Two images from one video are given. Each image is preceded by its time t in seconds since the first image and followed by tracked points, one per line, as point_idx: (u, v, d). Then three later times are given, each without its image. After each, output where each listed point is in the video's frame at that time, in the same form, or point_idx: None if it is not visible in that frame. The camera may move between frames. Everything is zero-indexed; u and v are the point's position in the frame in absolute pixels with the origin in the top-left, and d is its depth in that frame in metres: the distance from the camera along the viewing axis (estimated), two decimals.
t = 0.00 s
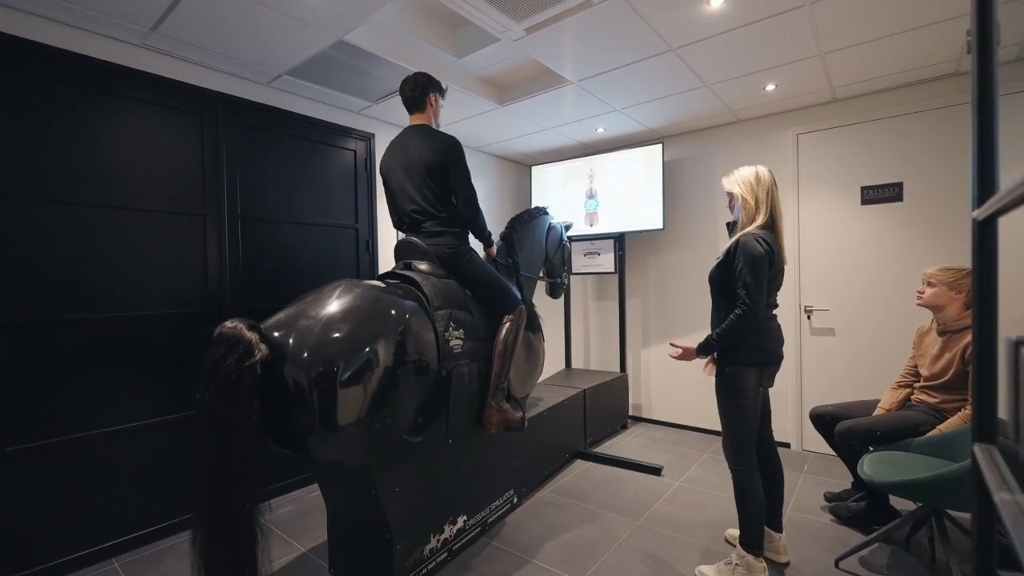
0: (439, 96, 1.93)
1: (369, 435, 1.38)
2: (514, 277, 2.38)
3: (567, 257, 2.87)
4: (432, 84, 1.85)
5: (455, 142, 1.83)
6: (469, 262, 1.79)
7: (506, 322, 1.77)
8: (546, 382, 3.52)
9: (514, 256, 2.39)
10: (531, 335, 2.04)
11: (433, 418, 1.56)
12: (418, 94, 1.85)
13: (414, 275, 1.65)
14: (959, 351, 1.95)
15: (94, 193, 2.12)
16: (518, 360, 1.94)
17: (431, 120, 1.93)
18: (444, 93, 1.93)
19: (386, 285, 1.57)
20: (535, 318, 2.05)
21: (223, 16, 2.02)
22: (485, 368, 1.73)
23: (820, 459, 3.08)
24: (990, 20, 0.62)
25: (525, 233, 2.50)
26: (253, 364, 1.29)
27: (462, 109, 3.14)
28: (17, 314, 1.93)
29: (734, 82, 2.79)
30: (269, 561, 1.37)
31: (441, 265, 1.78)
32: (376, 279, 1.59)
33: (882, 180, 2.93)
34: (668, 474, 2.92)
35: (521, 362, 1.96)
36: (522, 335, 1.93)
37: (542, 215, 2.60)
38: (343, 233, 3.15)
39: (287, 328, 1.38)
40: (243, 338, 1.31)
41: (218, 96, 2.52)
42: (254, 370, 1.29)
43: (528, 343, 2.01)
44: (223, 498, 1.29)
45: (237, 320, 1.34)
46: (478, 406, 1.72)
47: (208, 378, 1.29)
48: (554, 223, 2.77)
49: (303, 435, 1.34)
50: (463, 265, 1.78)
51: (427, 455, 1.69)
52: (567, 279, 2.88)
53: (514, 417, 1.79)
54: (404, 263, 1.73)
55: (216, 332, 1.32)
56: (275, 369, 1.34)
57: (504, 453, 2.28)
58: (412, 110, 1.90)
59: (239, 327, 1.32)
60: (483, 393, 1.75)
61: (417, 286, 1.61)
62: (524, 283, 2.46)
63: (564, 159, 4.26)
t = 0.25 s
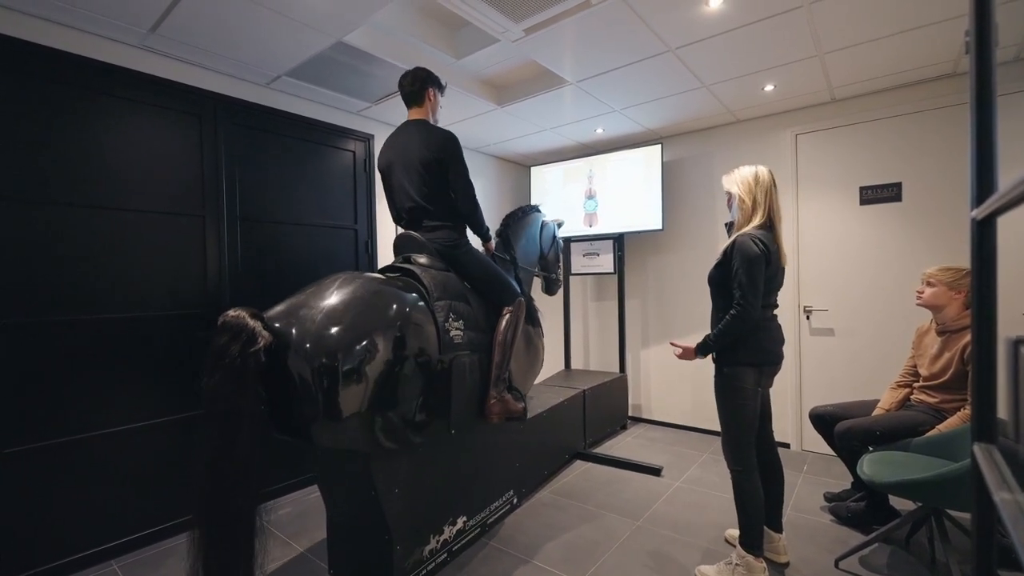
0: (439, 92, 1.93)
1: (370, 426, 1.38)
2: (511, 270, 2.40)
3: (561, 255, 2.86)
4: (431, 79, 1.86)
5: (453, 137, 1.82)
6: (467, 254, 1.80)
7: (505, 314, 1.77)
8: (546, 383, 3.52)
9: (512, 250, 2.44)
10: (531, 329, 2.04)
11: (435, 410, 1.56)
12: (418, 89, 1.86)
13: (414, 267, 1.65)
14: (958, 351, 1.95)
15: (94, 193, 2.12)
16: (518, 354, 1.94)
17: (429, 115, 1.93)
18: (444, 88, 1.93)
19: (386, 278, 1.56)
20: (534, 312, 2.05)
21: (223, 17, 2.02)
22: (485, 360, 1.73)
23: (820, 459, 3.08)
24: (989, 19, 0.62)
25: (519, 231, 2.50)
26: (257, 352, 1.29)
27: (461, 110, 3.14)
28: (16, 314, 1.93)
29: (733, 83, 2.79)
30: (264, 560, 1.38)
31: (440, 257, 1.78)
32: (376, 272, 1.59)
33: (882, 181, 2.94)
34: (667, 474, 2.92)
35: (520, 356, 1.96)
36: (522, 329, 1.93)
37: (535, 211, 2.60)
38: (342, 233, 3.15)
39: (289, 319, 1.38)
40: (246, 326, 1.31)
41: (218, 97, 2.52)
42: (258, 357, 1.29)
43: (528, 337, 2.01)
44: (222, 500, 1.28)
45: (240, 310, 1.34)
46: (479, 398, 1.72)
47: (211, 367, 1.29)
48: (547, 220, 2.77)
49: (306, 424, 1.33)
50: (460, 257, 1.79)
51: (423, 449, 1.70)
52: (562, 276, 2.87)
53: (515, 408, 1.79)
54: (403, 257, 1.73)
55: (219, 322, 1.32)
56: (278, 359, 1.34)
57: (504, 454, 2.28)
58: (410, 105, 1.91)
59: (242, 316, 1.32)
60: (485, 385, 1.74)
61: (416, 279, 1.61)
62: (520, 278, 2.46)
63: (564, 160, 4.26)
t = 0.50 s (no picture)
0: (436, 104, 1.93)
1: (364, 444, 1.38)
2: (506, 279, 2.35)
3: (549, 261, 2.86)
4: (427, 92, 1.87)
5: (452, 153, 1.84)
6: (458, 266, 1.80)
7: (499, 326, 1.77)
8: (546, 383, 3.52)
9: (505, 257, 2.39)
10: (526, 337, 2.04)
11: (430, 424, 1.55)
12: (414, 102, 1.86)
13: (405, 283, 1.64)
14: (958, 351, 1.95)
15: (94, 193, 2.12)
16: (513, 363, 1.94)
17: (426, 128, 1.93)
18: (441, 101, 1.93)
19: (377, 294, 1.56)
20: (529, 319, 2.05)
21: (223, 17, 2.02)
22: (480, 373, 1.73)
23: (820, 459, 3.08)
24: (989, 19, 0.62)
25: (508, 238, 2.51)
26: (245, 376, 1.28)
27: (461, 111, 3.14)
28: (16, 314, 1.93)
29: (733, 83, 2.79)
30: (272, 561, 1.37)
31: (431, 271, 1.78)
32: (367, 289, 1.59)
33: (883, 181, 2.93)
34: (667, 474, 2.92)
35: (517, 363, 1.95)
36: (517, 338, 1.93)
37: (521, 218, 2.60)
38: (342, 233, 3.15)
39: (278, 339, 1.37)
40: (233, 350, 1.30)
41: (218, 97, 2.52)
42: (245, 381, 1.28)
43: (524, 345, 2.01)
44: (222, 500, 1.29)
45: (226, 333, 1.33)
46: (474, 412, 1.71)
47: (201, 390, 1.29)
48: (536, 227, 2.77)
49: (297, 445, 1.32)
50: (451, 269, 1.78)
51: (421, 465, 1.68)
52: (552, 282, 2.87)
53: (512, 419, 1.79)
54: (394, 272, 1.73)
55: (206, 345, 1.31)
56: (267, 381, 1.33)
57: (504, 455, 2.27)
58: (407, 118, 1.90)
59: (228, 339, 1.32)
60: (480, 398, 1.74)
61: (408, 294, 1.60)
62: (514, 286, 2.41)
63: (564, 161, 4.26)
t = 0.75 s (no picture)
0: (433, 101, 1.93)
1: (366, 440, 1.38)
2: (507, 277, 2.34)
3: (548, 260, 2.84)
4: (424, 90, 1.87)
5: (449, 149, 1.83)
6: (460, 264, 1.79)
7: (500, 323, 1.77)
8: (546, 383, 3.51)
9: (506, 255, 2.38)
10: (528, 335, 2.04)
11: (431, 422, 1.56)
12: (410, 100, 1.86)
13: (407, 280, 1.64)
14: (959, 352, 1.95)
15: (94, 193, 2.12)
16: (514, 362, 1.94)
17: (423, 127, 1.93)
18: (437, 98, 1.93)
19: (379, 291, 1.56)
20: (530, 318, 2.05)
21: (224, 18, 2.02)
22: (481, 371, 1.73)
23: (820, 460, 3.08)
24: (989, 21, 0.62)
25: (507, 238, 2.51)
26: (247, 371, 1.29)
27: (462, 111, 3.14)
28: (16, 314, 1.93)
29: (734, 84, 2.79)
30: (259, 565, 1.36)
31: (433, 268, 1.78)
32: (369, 285, 1.59)
33: (883, 183, 2.93)
34: (667, 475, 2.92)
35: (518, 361, 1.95)
36: (518, 336, 1.93)
37: (519, 219, 2.61)
38: (342, 233, 3.15)
39: (280, 336, 1.38)
40: (236, 345, 1.31)
41: (219, 98, 2.53)
42: (248, 377, 1.29)
43: (525, 344, 2.01)
44: (222, 500, 1.29)
45: (229, 329, 1.34)
46: (475, 409, 1.71)
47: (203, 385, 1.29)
48: (534, 227, 2.77)
49: (299, 440, 1.33)
50: (452, 267, 1.77)
51: (420, 460, 1.68)
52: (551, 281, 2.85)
53: (513, 417, 1.80)
54: (397, 269, 1.73)
55: (209, 341, 1.32)
56: (270, 377, 1.34)
57: (504, 455, 2.28)
58: (404, 117, 1.90)
59: (231, 335, 1.32)
60: (481, 395, 1.74)
61: (410, 291, 1.60)
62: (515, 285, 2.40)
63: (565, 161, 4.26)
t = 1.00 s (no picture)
0: (433, 92, 1.93)
1: (370, 427, 1.37)
2: (514, 270, 2.40)
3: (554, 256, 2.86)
4: (425, 80, 1.87)
5: (453, 140, 1.84)
6: (468, 254, 1.80)
7: (506, 315, 1.77)
8: (546, 383, 3.51)
9: (513, 248, 2.45)
10: (532, 329, 2.03)
11: (435, 411, 1.55)
12: (411, 90, 1.87)
13: (415, 268, 1.65)
14: (959, 354, 1.95)
15: (94, 193, 2.12)
16: (518, 355, 1.93)
17: (425, 117, 1.93)
18: (438, 89, 1.93)
19: (388, 278, 1.56)
20: (536, 312, 2.04)
21: (225, 18, 2.03)
22: (486, 361, 1.72)
23: (820, 462, 3.07)
24: (990, 23, 0.62)
25: (516, 230, 2.51)
26: (258, 352, 1.29)
27: (463, 111, 3.15)
28: (16, 314, 1.93)
29: (734, 85, 2.80)
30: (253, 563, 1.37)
31: (441, 258, 1.78)
32: (378, 272, 1.59)
33: (883, 184, 2.94)
34: (667, 476, 2.92)
35: (521, 356, 1.95)
36: (523, 329, 1.92)
37: (528, 212, 2.62)
38: (342, 233, 3.14)
39: (291, 318, 1.38)
40: (248, 325, 1.31)
41: (220, 98, 2.53)
42: (258, 357, 1.29)
43: (529, 338, 2.00)
44: (222, 499, 1.29)
45: (241, 309, 1.34)
46: (479, 400, 1.71)
47: (213, 365, 1.29)
48: (541, 222, 2.77)
49: (304, 424, 1.32)
50: (460, 257, 1.79)
51: (425, 446, 1.69)
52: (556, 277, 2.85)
53: (516, 410, 1.79)
54: (405, 257, 1.73)
55: (221, 320, 1.32)
56: (279, 359, 1.34)
57: (503, 455, 2.27)
58: (406, 107, 1.90)
59: (243, 315, 1.33)
60: (485, 386, 1.74)
61: (418, 279, 1.61)
62: (522, 278, 2.44)
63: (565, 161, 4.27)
